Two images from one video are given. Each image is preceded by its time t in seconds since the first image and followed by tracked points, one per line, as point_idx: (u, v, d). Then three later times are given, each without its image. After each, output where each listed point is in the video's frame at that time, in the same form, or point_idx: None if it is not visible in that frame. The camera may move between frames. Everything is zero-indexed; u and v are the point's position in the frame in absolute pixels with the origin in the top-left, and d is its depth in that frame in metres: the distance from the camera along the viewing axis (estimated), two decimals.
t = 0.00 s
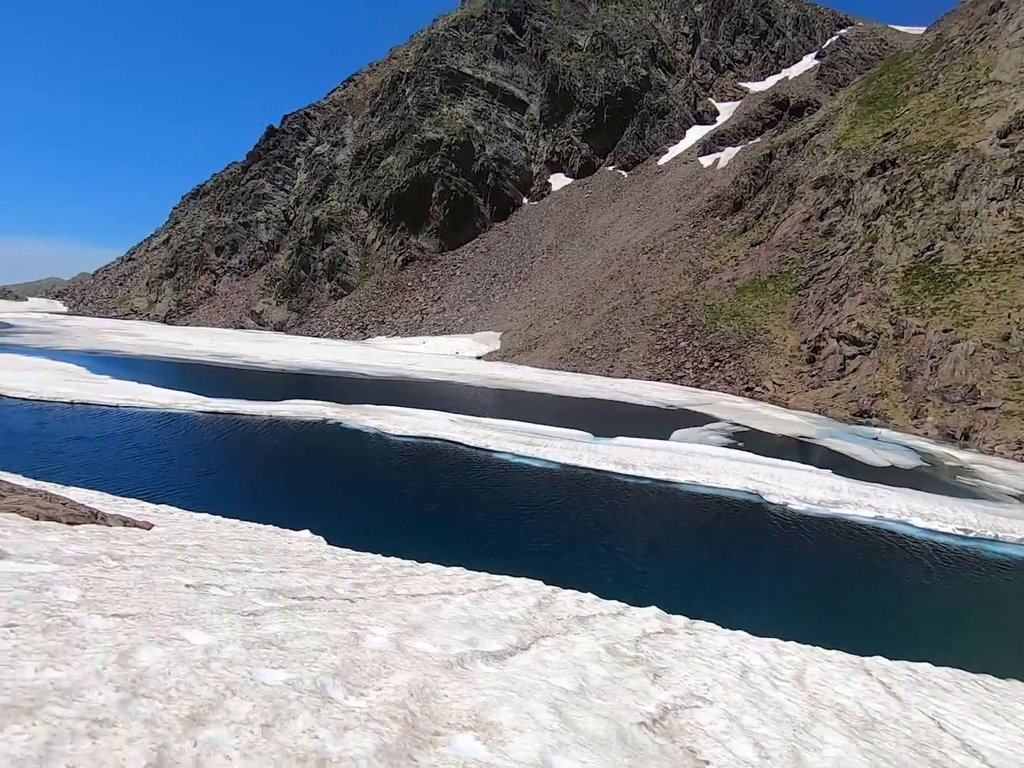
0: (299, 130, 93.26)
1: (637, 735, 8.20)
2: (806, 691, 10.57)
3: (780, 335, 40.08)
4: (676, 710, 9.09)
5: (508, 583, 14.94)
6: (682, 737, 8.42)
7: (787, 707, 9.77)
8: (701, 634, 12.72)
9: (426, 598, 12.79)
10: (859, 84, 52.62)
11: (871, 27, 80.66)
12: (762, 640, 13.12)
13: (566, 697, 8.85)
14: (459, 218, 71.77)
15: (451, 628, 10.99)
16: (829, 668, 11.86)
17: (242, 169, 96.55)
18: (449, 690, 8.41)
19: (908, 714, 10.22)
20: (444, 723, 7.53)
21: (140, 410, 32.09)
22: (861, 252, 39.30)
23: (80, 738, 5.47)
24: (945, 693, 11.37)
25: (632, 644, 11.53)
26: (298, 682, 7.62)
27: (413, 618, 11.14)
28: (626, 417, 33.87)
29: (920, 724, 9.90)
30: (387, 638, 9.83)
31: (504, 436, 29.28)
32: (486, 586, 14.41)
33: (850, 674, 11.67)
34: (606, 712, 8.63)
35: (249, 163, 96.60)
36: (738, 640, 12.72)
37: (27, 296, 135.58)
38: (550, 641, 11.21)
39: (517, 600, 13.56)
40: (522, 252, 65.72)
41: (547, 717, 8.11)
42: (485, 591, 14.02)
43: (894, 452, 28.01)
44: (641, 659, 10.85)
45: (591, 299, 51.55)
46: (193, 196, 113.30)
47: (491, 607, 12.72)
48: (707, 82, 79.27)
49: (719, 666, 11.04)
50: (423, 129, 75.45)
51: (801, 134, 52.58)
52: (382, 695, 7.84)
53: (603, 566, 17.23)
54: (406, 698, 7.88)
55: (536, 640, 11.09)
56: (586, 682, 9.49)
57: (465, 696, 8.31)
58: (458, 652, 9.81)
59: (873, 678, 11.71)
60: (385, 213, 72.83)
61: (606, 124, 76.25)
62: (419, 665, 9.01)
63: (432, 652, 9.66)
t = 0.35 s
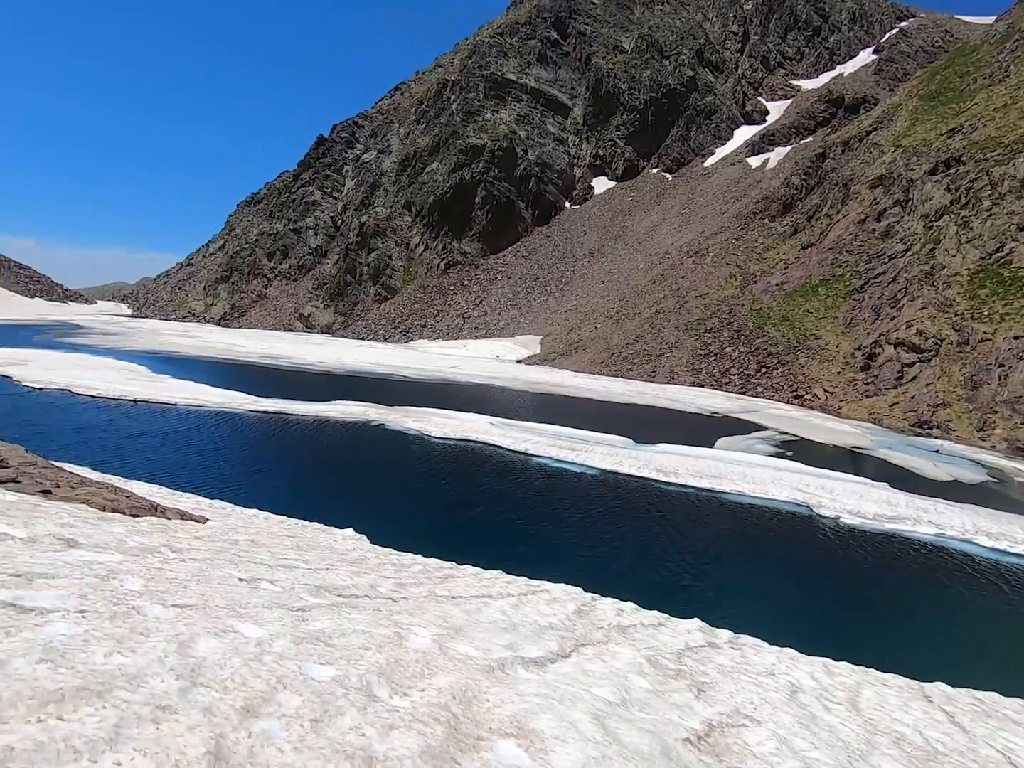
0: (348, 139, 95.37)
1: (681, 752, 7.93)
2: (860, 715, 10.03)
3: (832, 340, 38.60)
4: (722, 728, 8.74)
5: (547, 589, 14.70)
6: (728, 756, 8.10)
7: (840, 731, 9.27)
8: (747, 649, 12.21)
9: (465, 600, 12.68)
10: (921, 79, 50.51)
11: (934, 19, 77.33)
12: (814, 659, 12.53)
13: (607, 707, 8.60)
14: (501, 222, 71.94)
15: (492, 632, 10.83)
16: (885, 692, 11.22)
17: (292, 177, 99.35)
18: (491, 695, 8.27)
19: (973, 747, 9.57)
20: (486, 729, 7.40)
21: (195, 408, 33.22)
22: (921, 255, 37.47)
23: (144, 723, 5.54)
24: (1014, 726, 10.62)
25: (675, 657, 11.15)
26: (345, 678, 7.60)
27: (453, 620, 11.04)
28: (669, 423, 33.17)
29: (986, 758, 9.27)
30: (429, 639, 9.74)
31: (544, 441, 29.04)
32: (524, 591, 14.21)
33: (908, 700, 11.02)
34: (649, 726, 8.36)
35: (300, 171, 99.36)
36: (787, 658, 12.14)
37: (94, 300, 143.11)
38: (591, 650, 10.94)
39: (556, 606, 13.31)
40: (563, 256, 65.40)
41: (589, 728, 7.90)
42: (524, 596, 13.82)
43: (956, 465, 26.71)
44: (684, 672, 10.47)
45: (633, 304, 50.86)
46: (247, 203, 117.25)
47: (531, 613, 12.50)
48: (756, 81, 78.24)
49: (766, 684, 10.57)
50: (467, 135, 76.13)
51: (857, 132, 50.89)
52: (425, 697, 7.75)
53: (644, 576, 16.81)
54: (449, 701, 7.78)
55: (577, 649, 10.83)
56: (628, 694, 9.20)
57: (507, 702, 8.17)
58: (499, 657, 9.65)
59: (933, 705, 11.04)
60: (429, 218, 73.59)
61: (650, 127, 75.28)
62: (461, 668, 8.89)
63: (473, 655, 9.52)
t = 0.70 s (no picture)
0: (401, 146, 97.12)
1: None
2: (932, 749, 9.31)
3: (900, 348, 36.66)
4: (781, 753, 8.27)
5: (593, 598, 14.34)
6: None
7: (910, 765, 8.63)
8: (805, 672, 11.55)
9: (511, 605, 12.47)
10: (1000, 69, 47.57)
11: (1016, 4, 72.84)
12: (879, 686, 11.76)
13: (662, 724, 8.25)
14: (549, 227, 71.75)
15: (540, 639, 10.60)
16: (959, 726, 10.41)
17: (348, 185, 102.04)
18: (540, 703, 8.05)
19: None
20: (538, 738, 7.19)
21: (253, 407, 34.33)
22: (1000, 257, 34.88)
23: (213, 709, 5.57)
24: None
25: (728, 675, 10.63)
26: (397, 678, 7.54)
27: (501, 625, 10.86)
28: (721, 431, 32.18)
29: None
30: (477, 643, 9.59)
31: (591, 447, 28.59)
32: (570, 599, 13.91)
33: (985, 737, 10.20)
34: (704, 747, 7.96)
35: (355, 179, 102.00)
36: (850, 683, 11.42)
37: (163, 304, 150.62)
38: (640, 663, 10.56)
39: (603, 615, 12.96)
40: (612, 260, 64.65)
41: (641, 743, 7.59)
42: (570, 604, 13.50)
43: None
44: (739, 692, 9.95)
45: (684, 308, 49.69)
46: (305, 211, 121.10)
47: (577, 621, 12.18)
48: (818, 77, 76.42)
49: (827, 709, 9.96)
50: (517, 140, 76.40)
51: (928, 127, 48.34)
52: (476, 701, 7.61)
53: (699, 589, 16.26)
54: (498, 706, 7.61)
55: (625, 660, 10.48)
56: (681, 710, 8.80)
57: (559, 712, 7.93)
58: (548, 665, 9.42)
59: (1014, 743, 10.18)
60: (479, 224, 74.17)
61: (704, 127, 73.54)
62: (511, 673, 8.72)
63: (522, 662, 9.31)
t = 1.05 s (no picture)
0: (447, 152, 98.50)
1: None
2: None
3: (969, 356, 33.92)
4: None
5: (637, 606, 14.12)
6: None
7: None
8: (862, 695, 11.04)
9: (555, 611, 12.37)
10: None
11: None
12: (943, 714, 11.10)
13: (710, 741, 8.03)
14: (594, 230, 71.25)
15: (584, 647, 10.47)
16: None
17: (395, 191, 103.99)
18: (584, 713, 7.93)
19: None
20: (583, 748, 7.10)
21: (303, 407, 35.30)
22: None
23: (271, 701, 5.69)
24: None
25: (780, 693, 10.24)
26: (443, 679, 7.56)
27: (545, 631, 10.77)
28: (771, 440, 31.19)
29: None
30: (521, 648, 9.55)
31: (635, 453, 28.22)
32: (614, 607, 13.73)
33: None
34: None
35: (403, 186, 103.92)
36: (912, 709, 10.86)
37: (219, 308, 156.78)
38: (687, 676, 10.29)
39: (648, 625, 12.72)
40: (658, 263, 63.80)
41: (690, 760, 7.40)
42: (613, 612, 13.31)
43: None
44: (792, 712, 9.56)
45: (733, 312, 48.33)
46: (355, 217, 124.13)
47: (622, 630, 11.97)
48: (879, 70, 73.32)
49: (887, 736, 9.48)
50: (562, 144, 76.10)
51: (999, 121, 45.22)
52: (521, 706, 7.57)
53: (742, 601, 15.82)
54: (543, 713, 7.55)
55: (671, 673, 10.23)
56: (731, 729, 8.50)
57: (605, 722, 7.81)
58: (593, 674, 9.27)
59: None
60: (523, 228, 74.33)
61: (755, 127, 72.29)
62: (555, 680, 8.64)
63: (565, 670, 9.19)
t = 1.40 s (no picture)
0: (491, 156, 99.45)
1: None
2: None
3: None
4: None
5: (680, 617, 13.87)
6: None
7: None
8: (921, 721, 10.54)
9: (597, 618, 12.26)
10: None
11: None
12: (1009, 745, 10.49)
13: (759, 761, 7.81)
14: (638, 232, 70.13)
15: (626, 656, 10.32)
16: None
17: (440, 196, 105.52)
18: (627, 725, 7.82)
19: None
20: (626, 761, 7.01)
21: (349, 408, 36.13)
22: None
23: (319, 696, 5.82)
24: None
25: (832, 715, 9.88)
26: (485, 682, 7.60)
27: (586, 638, 10.69)
28: (822, 448, 30.16)
29: None
30: (561, 654, 9.49)
31: (679, 459, 27.69)
32: (657, 616, 13.54)
33: None
34: None
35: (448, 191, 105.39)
36: (975, 739, 10.30)
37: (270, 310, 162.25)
38: (733, 692, 10.04)
39: (692, 637, 12.47)
40: (704, 266, 62.50)
41: None
42: (656, 622, 13.10)
43: None
44: (846, 735, 9.20)
45: (784, 316, 46.28)
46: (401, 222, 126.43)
47: (665, 641, 11.76)
48: (944, 60, 71.09)
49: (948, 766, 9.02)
50: (607, 146, 75.32)
51: None
52: (562, 714, 7.53)
53: (790, 615, 15.36)
54: (585, 723, 7.50)
55: (717, 688, 10.00)
56: (781, 749, 8.25)
57: (647, 736, 7.69)
58: (636, 686, 9.13)
59: None
60: (565, 231, 74.03)
61: (808, 124, 69.85)
62: (597, 689, 8.57)
63: (608, 680, 9.09)
